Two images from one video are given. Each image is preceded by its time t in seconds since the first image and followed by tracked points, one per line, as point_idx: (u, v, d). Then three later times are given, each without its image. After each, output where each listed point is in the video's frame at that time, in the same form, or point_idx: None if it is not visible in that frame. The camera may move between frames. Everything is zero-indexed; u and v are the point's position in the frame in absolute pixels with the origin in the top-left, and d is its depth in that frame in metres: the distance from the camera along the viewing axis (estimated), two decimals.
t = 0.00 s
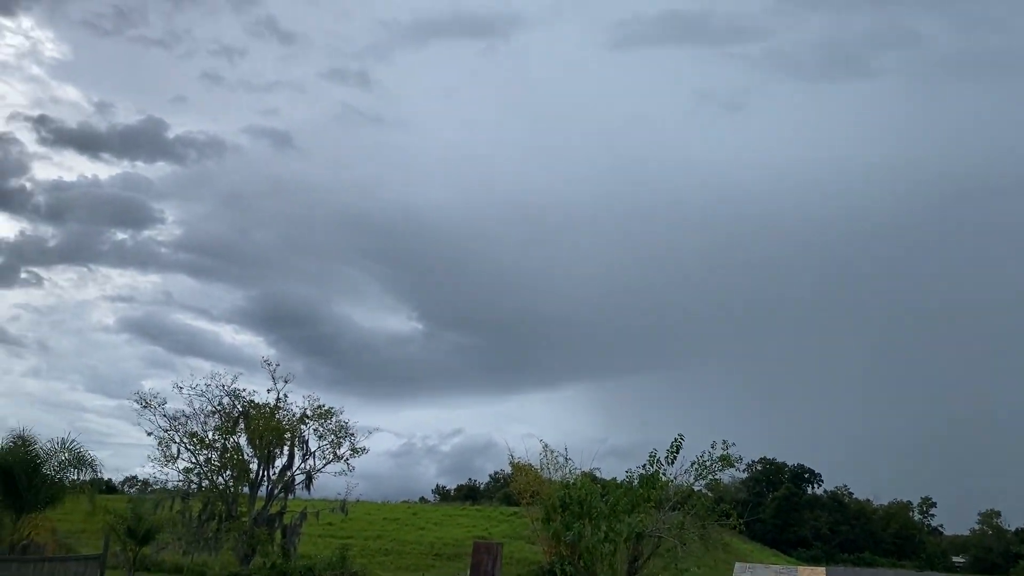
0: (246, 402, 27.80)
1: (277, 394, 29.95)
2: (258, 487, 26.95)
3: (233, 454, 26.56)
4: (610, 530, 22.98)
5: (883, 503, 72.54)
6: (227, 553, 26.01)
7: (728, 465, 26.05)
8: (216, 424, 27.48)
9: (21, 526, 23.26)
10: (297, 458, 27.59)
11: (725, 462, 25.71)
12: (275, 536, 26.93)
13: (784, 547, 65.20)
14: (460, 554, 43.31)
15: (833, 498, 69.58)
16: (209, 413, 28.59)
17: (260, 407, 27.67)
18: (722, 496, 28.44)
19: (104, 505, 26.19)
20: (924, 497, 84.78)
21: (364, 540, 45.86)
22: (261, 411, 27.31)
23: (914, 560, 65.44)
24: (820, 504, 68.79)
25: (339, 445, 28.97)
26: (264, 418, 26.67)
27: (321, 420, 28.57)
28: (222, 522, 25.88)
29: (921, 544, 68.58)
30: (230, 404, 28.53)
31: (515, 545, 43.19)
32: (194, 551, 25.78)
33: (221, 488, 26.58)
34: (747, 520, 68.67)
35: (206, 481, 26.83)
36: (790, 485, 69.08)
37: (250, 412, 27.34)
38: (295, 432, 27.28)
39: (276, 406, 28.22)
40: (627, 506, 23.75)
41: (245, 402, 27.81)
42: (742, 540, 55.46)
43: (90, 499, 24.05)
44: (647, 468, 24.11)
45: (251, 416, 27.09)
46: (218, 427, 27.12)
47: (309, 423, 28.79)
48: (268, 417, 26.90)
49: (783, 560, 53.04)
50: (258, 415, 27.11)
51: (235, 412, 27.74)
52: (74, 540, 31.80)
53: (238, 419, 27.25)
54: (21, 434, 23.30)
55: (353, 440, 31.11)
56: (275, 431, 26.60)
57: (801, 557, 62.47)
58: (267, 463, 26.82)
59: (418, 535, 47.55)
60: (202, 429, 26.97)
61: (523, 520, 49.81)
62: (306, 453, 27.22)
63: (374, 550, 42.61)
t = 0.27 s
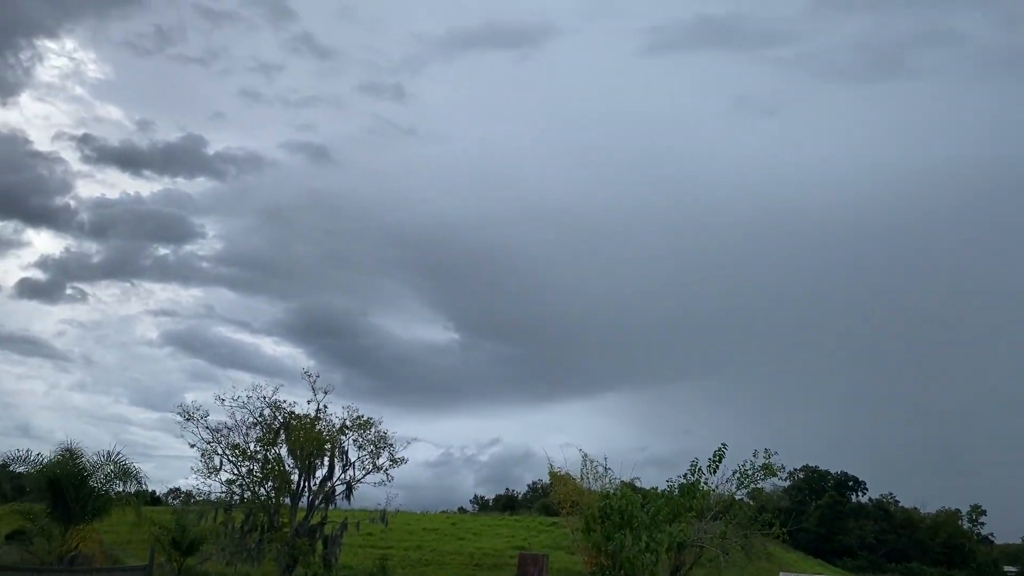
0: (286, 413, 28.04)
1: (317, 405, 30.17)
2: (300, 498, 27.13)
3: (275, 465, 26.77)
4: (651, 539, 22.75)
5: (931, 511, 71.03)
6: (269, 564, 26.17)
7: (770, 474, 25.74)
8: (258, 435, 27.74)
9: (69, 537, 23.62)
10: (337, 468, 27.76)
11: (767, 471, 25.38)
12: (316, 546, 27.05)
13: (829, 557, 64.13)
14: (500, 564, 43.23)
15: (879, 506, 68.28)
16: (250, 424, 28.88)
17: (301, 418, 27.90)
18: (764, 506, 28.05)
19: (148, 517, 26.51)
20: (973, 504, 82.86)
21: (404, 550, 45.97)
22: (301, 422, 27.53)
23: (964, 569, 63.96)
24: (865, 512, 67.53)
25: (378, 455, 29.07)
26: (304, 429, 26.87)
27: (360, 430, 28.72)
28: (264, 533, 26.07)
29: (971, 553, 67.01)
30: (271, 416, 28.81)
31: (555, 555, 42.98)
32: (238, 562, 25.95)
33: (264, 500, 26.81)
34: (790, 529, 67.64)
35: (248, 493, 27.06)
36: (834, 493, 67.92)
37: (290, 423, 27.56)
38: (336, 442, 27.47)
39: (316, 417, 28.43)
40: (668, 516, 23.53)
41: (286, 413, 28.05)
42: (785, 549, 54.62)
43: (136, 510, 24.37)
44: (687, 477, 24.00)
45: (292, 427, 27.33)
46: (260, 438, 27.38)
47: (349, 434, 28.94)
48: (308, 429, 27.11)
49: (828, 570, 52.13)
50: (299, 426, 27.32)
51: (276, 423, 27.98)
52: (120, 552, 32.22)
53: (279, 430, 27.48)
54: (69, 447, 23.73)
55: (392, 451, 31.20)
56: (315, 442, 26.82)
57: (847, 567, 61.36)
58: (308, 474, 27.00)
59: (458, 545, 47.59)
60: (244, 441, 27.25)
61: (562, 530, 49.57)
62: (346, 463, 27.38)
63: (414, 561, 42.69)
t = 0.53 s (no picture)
0: (326, 421, 28.25)
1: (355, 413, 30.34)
2: (340, 506, 27.29)
3: (315, 472, 26.97)
4: (692, 546, 22.50)
5: (979, 516, 69.55)
6: (311, 571, 26.33)
7: (813, 479, 25.35)
8: (298, 443, 27.97)
9: (116, 544, 23.96)
10: (377, 475, 27.90)
11: (810, 475, 25.01)
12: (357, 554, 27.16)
13: (874, 563, 63.07)
14: (540, 571, 43.09)
15: (925, 511, 67.00)
16: (290, 432, 29.13)
17: (340, 426, 28.10)
18: (807, 511, 27.63)
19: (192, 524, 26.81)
20: None
21: (444, 557, 46.05)
22: (341, 429, 27.73)
23: None
24: (911, 517, 66.33)
25: (417, 462, 29.16)
26: (344, 436, 27.05)
27: (399, 437, 28.83)
28: (305, 540, 26.23)
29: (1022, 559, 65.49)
30: (310, 423, 29.05)
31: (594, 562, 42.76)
32: (280, 569, 26.11)
33: (305, 507, 26.98)
34: (834, 535, 66.64)
35: (289, 500, 27.29)
36: (879, 498, 66.78)
37: (330, 431, 27.76)
38: (375, 450, 27.63)
39: (355, 424, 28.60)
40: (709, 521, 23.27)
41: (325, 421, 28.25)
42: (829, 556, 53.81)
43: (180, 518, 24.67)
44: (728, 483, 23.65)
45: (331, 434, 27.52)
46: (300, 446, 27.60)
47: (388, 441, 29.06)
48: (348, 436, 27.30)
49: None
50: (338, 433, 27.50)
51: (316, 431, 28.19)
52: (165, 559, 32.61)
53: (319, 437, 27.69)
54: (114, 456, 24.11)
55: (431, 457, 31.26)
56: (355, 449, 27.00)
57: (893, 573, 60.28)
58: (347, 481, 27.16)
59: (497, 552, 47.56)
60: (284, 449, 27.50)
61: (601, 536, 49.32)
62: (385, 470, 27.50)
63: (454, 567, 42.74)
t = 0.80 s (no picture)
0: (364, 425, 28.44)
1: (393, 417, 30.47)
2: (379, 509, 27.43)
3: (354, 476, 27.16)
4: (733, 549, 22.26)
5: None
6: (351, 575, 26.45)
7: (855, 480, 24.96)
8: (337, 447, 28.18)
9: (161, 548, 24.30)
10: (415, 479, 28.02)
11: (852, 477, 24.63)
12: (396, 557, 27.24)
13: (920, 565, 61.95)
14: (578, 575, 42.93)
15: (973, 513, 65.62)
16: (329, 437, 29.36)
17: (378, 430, 28.27)
18: (850, 513, 27.18)
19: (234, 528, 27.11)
20: None
21: (483, 560, 46.11)
22: (379, 433, 27.90)
23: None
24: (958, 519, 65.01)
25: (454, 466, 29.22)
26: (382, 440, 27.23)
27: (436, 441, 28.94)
28: (345, 544, 26.39)
29: None
30: (349, 428, 29.26)
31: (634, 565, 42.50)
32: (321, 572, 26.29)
33: (344, 511, 27.15)
34: (878, 537, 65.55)
35: (329, 504, 27.51)
36: (924, 499, 65.55)
37: (368, 435, 27.94)
38: (413, 454, 27.76)
39: (392, 428, 28.76)
40: (750, 524, 23.02)
41: (363, 425, 28.45)
42: (874, 559, 52.90)
43: (222, 522, 24.96)
44: (768, 485, 23.39)
45: (370, 438, 27.70)
46: (339, 450, 27.82)
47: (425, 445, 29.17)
48: (386, 440, 27.46)
49: None
50: (376, 437, 27.69)
51: (354, 435, 28.39)
52: (208, 563, 33.03)
53: (357, 442, 27.88)
54: (158, 461, 24.48)
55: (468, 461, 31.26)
56: (393, 453, 27.15)
57: None
58: (386, 485, 27.32)
59: (536, 556, 47.47)
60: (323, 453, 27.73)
61: (640, 540, 49.02)
62: (424, 474, 27.60)
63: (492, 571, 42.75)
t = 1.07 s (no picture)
0: (401, 427, 28.59)
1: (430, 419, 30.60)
2: (417, 510, 27.57)
3: (392, 477, 27.33)
4: (773, 549, 22.06)
5: None
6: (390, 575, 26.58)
7: (898, 479, 24.60)
8: (374, 449, 28.38)
9: (203, 549, 24.65)
10: (452, 480, 28.12)
11: (894, 476, 24.27)
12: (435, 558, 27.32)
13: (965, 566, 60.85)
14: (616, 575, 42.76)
15: (1020, 513, 64.28)
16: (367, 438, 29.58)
17: (415, 431, 28.41)
18: (893, 513, 26.78)
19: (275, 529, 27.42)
20: None
21: (520, 561, 46.18)
22: (416, 435, 28.03)
23: None
24: (1005, 518, 63.72)
25: (492, 467, 29.27)
26: (419, 442, 27.38)
27: (473, 442, 29.03)
28: (384, 545, 26.56)
29: None
30: (386, 429, 29.44)
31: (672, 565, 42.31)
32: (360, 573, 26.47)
33: (382, 511, 27.33)
34: (922, 537, 64.48)
35: (368, 505, 27.71)
36: (969, 499, 64.34)
37: (405, 437, 28.10)
38: (450, 455, 27.85)
39: (429, 430, 28.89)
40: (790, 524, 22.80)
41: (400, 426, 28.61)
42: (918, 560, 52.03)
43: (263, 524, 25.26)
44: (808, 484, 23.14)
45: (407, 440, 27.83)
46: (377, 452, 28.01)
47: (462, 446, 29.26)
48: (423, 442, 27.59)
49: None
50: (413, 439, 27.83)
51: (391, 437, 28.57)
52: (250, 564, 33.44)
53: (394, 443, 28.04)
54: (199, 464, 24.84)
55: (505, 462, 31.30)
56: (430, 454, 27.27)
57: None
58: (423, 486, 27.45)
59: (573, 556, 47.39)
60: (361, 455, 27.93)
61: (678, 540, 48.72)
62: (461, 475, 27.66)
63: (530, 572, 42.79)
